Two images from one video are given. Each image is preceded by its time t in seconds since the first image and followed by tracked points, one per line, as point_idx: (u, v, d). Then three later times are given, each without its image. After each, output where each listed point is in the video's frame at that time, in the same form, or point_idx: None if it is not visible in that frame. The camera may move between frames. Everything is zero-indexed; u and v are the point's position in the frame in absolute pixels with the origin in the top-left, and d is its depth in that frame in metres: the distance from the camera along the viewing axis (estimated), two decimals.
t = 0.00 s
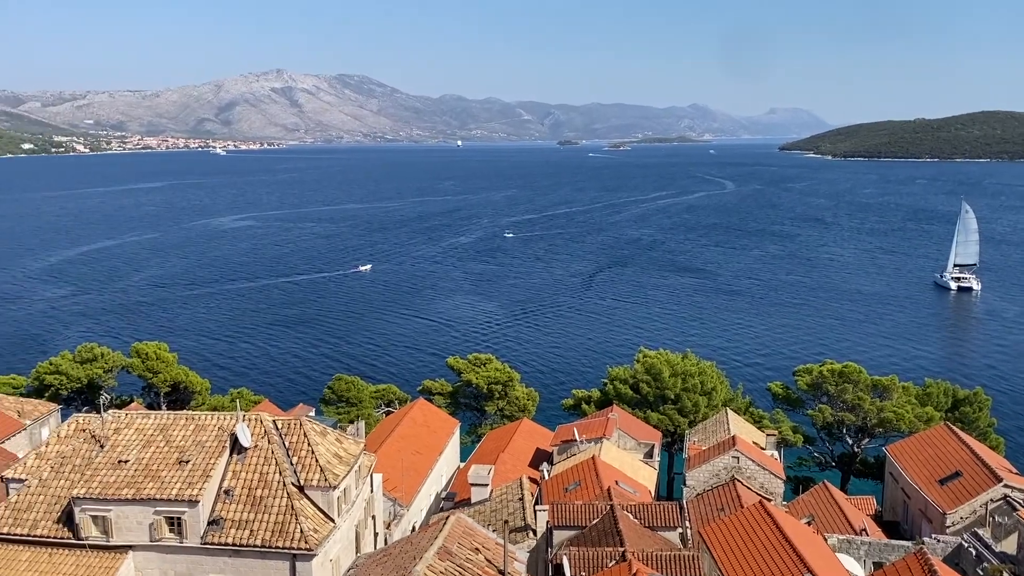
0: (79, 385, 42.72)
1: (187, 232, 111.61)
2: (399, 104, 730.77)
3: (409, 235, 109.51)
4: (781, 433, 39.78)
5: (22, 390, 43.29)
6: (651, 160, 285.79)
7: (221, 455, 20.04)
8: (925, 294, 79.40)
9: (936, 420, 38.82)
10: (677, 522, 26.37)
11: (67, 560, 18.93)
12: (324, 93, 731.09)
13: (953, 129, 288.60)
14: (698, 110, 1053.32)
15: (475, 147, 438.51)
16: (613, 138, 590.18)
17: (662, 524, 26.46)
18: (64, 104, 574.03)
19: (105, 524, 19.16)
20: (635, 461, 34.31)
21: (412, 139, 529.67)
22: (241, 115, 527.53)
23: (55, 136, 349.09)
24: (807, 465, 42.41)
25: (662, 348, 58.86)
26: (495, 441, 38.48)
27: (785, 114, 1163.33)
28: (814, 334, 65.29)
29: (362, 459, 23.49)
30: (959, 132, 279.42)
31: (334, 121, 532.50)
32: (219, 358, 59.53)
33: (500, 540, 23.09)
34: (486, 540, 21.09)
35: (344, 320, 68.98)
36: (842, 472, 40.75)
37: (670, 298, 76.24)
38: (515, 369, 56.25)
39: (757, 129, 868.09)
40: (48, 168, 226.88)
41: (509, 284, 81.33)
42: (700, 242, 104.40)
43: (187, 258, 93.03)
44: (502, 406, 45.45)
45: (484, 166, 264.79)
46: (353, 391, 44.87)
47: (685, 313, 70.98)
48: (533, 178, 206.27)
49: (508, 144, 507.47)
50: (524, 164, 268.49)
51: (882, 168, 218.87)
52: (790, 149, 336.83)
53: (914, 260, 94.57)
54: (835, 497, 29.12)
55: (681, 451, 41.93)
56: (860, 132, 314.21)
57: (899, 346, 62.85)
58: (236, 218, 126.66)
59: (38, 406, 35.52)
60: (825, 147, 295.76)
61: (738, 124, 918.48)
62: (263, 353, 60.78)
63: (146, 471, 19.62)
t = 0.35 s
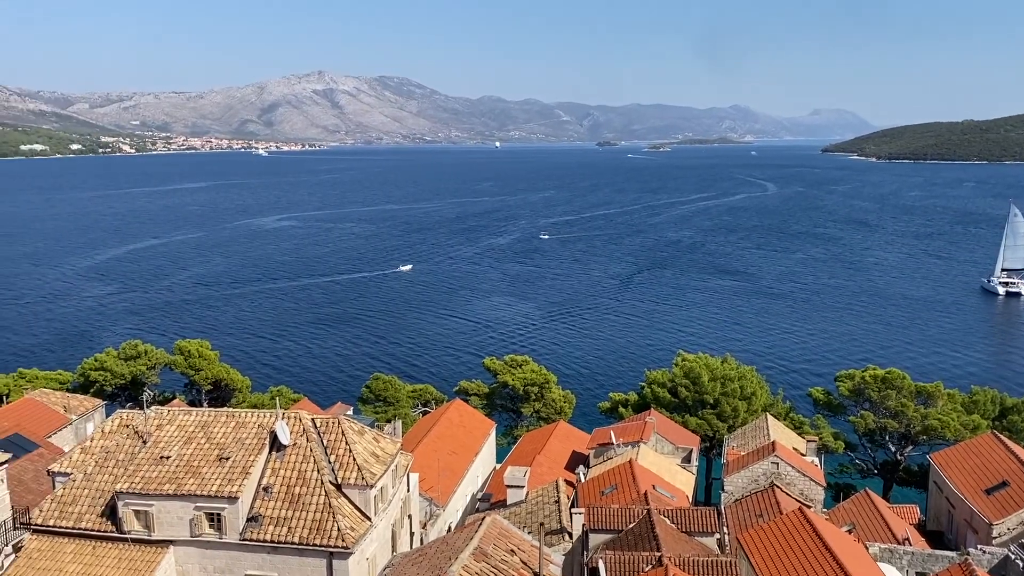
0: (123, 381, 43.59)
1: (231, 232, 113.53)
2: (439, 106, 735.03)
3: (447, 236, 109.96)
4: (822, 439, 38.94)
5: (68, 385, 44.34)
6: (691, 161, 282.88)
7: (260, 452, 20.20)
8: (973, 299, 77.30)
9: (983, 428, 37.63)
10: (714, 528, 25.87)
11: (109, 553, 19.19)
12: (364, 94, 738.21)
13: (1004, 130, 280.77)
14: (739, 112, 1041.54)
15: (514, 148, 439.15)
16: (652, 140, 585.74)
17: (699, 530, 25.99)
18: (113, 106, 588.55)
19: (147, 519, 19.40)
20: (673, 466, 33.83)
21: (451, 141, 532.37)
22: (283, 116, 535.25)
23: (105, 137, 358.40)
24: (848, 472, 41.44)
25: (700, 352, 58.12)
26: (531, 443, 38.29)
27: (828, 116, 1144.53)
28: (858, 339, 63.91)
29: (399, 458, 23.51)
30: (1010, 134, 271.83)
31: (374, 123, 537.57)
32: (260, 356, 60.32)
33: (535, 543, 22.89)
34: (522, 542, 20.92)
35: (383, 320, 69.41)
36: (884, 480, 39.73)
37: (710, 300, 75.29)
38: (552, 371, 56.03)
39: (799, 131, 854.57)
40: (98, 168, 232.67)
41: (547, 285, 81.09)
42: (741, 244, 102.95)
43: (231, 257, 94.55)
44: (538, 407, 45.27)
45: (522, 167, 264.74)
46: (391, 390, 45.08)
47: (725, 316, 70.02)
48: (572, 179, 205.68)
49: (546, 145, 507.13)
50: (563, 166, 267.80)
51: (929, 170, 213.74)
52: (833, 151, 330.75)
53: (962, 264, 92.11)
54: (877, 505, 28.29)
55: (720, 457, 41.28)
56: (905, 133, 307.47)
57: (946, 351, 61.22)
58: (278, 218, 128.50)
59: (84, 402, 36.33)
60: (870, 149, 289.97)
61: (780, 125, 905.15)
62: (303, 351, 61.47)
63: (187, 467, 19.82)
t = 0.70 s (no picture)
0: (165, 378, 44.40)
1: (272, 232, 115.13)
2: (477, 107, 737.58)
3: (485, 237, 110.11)
4: (862, 445, 38.12)
5: (113, 381, 45.32)
6: (730, 163, 279.26)
7: (298, 450, 20.36)
8: None
9: None
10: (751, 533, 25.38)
11: (150, 547, 19.48)
12: (403, 96, 743.70)
13: None
14: (780, 113, 1025.77)
15: (551, 150, 438.23)
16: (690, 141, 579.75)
17: (736, 535, 25.53)
18: (159, 108, 601.78)
19: (187, 514, 19.65)
20: (710, 470, 33.37)
21: (489, 142, 533.71)
22: (323, 118, 541.68)
23: (151, 138, 366.30)
24: (890, 479, 40.49)
25: (739, 356, 57.29)
26: (566, 445, 38.11)
27: (873, 117, 1121.10)
28: (902, 343, 62.44)
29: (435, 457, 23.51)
30: None
31: (412, 125, 541.20)
32: (298, 355, 61.00)
33: (570, 545, 22.71)
34: (556, 544, 20.76)
35: (419, 320, 69.74)
36: (927, 488, 38.70)
37: (749, 303, 74.22)
38: (588, 373, 55.72)
39: (842, 132, 838.68)
40: (144, 169, 237.93)
41: (584, 287, 80.71)
42: (781, 247, 101.33)
43: (272, 257, 95.81)
44: (574, 410, 45.01)
45: (560, 168, 263.90)
46: (426, 390, 45.20)
47: (765, 319, 68.89)
48: (610, 181, 204.57)
49: (583, 146, 505.22)
50: (600, 167, 266.27)
51: (977, 172, 207.92)
52: (877, 153, 323.87)
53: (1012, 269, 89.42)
54: (920, 513, 27.51)
55: (757, 462, 40.63)
56: (953, 134, 299.72)
57: (994, 357, 59.45)
58: (318, 218, 130.03)
59: (127, 398, 37.10)
60: (915, 151, 283.44)
61: (822, 127, 889.38)
62: (341, 350, 62.02)
63: (227, 464, 20.02)
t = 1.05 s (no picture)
0: (205, 377, 45.12)
1: (310, 233, 116.35)
2: (512, 109, 738.80)
3: (519, 239, 110.02)
4: (901, 452, 37.25)
5: (154, 379, 46.18)
6: (768, 165, 275.41)
7: (334, 449, 20.47)
8: None
9: None
10: (787, 539, 24.94)
11: (188, 543, 19.70)
12: (439, 99, 747.36)
13: None
14: (819, 114, 1009.73)
15: (585, 152, 436.80)
16: (726, 143, 573.22)
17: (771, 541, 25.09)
18: (201, 111, 613.52)
19: (224, 511, 19.87)
20: (745, 475, 32.86)
21: (523, 143, 533.63)
22: (359, 121, 546.70)
23: (192, 140, 373.03)
24: (930, 487, 39.51)
25: (777, 360, 56.40)
26: (600, 448, 37.85)
27: (915, 118, 1097.99)
28: (946, 349, 60.84)
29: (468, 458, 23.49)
30: None
31: (447, 127, 543.56)
32: (334, 354, 61.51)
33: (603, 549, 22.50)
34: (590, 547, 20.56)
35: (454, 320, 69.91)
36: (969, 496, 37.68)
37: (787, 306, 73.03)
38: (622, 376, 55.28)
39: (883, 133, 822.66)
40: (186, 171, 242.73)
41: (619, 289, 80.18)
42: (821, 250, 99.54)
43: (309, 258, 96.86)
44: (607, 413, 44.70)
45: (595, 170, 263.06)
46: (461, 391, 45.27)
47: (803, 323, 67.68)
48: (646, 183, 203.16)
49: (618, 148, 502.62)
50: (635, 169, 264.66)
51: None
52: (920, 155, 316.96)
53: None
54: (961, 522, 26.77)
55: (794, 467, 39.94)
56: (1000, 135, 291.99)
57: None
58: (355, 220, 131.23)
59: (167, 396, 37.76)
60: (959, 152, 276.87)
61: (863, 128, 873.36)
62: (376, 350, 62.40)
63: (264, 462, 20.20)
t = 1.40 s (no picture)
0: (239, 376, 45.66)
1: (342, 234, 117.21)
2: (543, 111, 738.73)
3: (550, 241, 109.75)
4: (939, 458, 36.37)
5: (189, 379, 46.82)
6: (802, 166, 271.50)
7: (366, 449, 20.54)
8: None
9: None
10: (821, 545, 24.43)
11: (222, 541, 19.87)
12: (470, 100, 749.94)
13: None
14: (856, 114, 993.73)
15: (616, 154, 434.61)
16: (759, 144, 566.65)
17: (805, 546, 24.57)
18: (236, 114, 623.28)
19: (258, 510, 20.01)
20: (779, 480, 32.33)
21: (554, 145, 533.26)
22: (391, 123, 550.42)
23: (227, 143, 378.60)
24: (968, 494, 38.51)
25: (811, 364, 55.44)
26: (631, 451, 37.53)
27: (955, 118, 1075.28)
28: (987, 354, 59.30)
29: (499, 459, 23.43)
30: None
31: (478, 129, 544.79)
32: (365, 355, 61.85)
33: (634, 552, 22.26)
34: (621, 551, 20.36)
35: (484, 322, 69.89)
36: (1009, 504, 36.65)
37: (822, 310, 71.79)
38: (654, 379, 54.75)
39: (922, 133, 806.75)
40: (223, 173, 246.49)
41: (651, 291, 79.51)
42: (857, 252, 97.82)
43: (341, 259, 97.61)
44: (639, 416, 44.31)
45: (626, 172, 261.63)
46: (491, 393, 45.23)
47: (839, 327, 66.48)
48: (678, 185, 201.47)
49: (649, 150, 499.64)
50: (667, 171, 262.59)
51: None
52: (959, 156, 310.12)
53: None
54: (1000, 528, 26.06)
55: (828, 472, 39.23)
56: None
57: None
58: (387, 222, 132.03)
59: (203, 395, 38.27)
60: (1000, 153, 270.41)
61: (901, 128, 857.69)
62: (407, 351, 62.62)
63: (297, 461, 20.31)
